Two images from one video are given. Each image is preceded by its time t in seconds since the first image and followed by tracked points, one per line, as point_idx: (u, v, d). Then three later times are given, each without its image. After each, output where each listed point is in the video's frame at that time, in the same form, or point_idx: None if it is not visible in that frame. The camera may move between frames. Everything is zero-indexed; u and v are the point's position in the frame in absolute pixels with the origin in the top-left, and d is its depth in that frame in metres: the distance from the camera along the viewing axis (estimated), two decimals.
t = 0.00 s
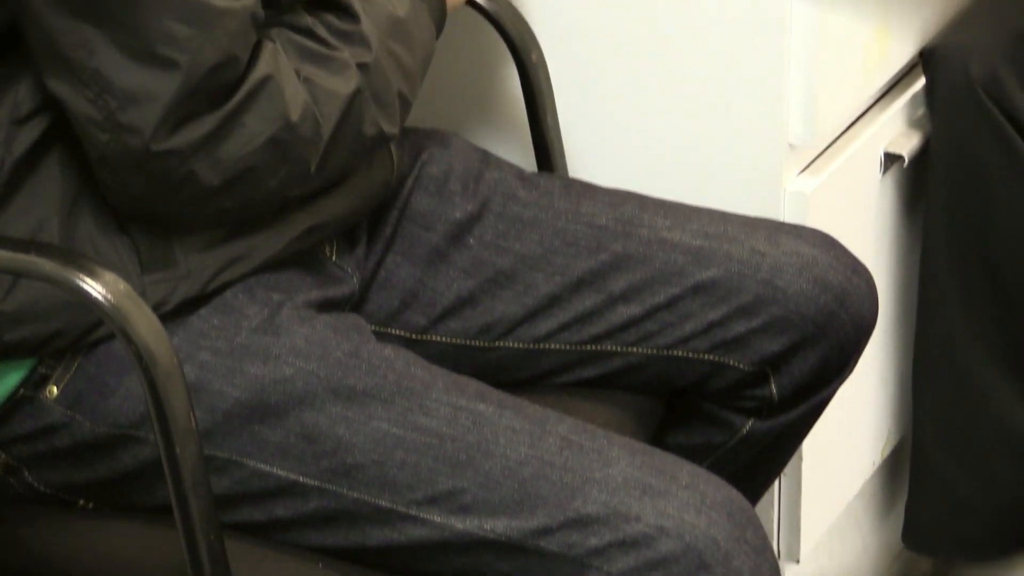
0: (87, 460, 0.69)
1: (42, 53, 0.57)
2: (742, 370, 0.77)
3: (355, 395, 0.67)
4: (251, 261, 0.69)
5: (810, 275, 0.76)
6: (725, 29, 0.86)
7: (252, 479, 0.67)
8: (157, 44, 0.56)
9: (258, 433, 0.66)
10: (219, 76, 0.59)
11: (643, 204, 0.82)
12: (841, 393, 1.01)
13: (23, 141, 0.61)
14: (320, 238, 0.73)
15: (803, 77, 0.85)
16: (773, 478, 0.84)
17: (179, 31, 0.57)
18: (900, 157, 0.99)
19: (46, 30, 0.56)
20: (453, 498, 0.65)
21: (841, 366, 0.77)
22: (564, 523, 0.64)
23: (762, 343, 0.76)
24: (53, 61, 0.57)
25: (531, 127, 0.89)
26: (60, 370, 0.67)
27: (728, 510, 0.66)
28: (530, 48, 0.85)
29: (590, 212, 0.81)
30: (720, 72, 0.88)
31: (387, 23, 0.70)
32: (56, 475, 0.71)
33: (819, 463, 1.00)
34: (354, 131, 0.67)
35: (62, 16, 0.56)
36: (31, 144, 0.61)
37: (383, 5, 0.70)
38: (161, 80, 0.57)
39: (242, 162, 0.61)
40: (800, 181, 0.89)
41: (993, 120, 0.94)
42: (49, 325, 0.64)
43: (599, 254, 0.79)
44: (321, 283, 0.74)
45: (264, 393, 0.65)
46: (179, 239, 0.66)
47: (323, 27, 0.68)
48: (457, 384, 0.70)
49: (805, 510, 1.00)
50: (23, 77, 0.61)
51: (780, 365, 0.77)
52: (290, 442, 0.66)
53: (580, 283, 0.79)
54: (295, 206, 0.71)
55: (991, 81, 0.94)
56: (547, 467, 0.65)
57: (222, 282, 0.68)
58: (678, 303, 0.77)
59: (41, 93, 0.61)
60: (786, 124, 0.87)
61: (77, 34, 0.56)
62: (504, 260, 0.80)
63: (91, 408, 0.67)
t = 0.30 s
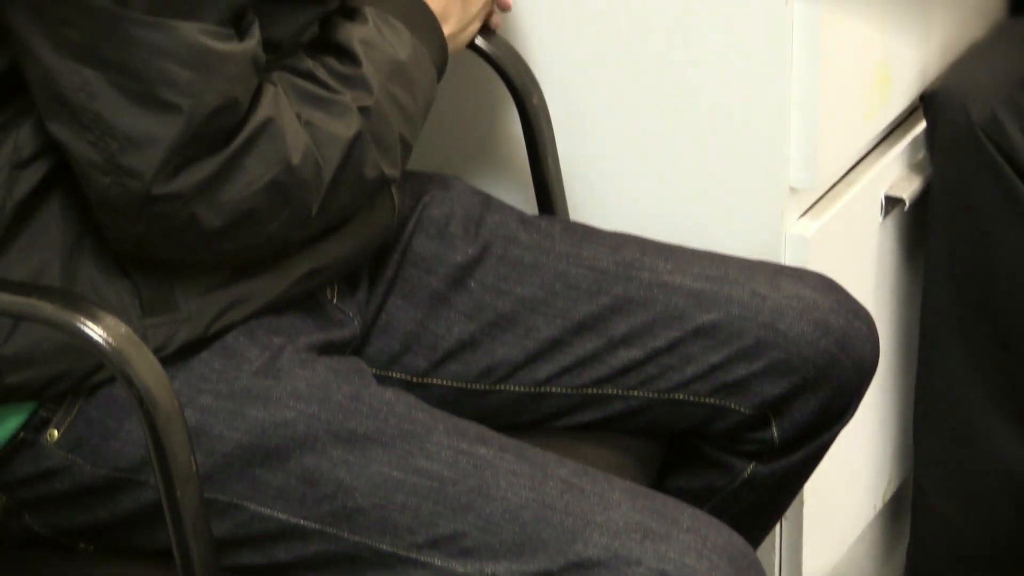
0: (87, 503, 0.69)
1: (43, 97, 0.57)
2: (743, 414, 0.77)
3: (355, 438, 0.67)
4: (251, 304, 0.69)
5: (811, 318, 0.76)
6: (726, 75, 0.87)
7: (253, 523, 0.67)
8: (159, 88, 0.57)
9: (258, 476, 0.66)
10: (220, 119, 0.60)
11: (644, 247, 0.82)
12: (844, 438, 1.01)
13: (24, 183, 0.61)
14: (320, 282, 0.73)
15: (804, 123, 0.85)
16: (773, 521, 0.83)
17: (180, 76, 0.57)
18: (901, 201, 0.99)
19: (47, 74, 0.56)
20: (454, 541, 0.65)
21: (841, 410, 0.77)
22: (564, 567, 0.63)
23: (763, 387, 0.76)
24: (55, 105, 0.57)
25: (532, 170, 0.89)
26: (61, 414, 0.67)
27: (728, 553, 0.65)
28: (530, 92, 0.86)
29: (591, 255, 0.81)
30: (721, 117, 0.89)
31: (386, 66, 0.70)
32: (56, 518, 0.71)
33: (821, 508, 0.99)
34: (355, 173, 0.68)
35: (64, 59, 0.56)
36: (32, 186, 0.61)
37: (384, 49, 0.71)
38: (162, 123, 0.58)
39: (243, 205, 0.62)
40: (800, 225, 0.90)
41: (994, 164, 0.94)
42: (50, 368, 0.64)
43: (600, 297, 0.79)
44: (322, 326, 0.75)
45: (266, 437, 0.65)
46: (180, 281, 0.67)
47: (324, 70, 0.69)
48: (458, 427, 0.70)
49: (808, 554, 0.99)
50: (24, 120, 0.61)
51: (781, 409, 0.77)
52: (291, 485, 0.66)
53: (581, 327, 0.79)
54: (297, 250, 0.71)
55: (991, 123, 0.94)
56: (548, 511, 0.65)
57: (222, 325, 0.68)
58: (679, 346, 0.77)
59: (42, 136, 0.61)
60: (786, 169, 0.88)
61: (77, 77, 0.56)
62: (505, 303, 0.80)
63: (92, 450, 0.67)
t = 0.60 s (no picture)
0: (87, 550, 0.69)
1: (46, 144, 0.58)
2: (745, 460, 0.77)
3: (356, 485, 0.66)
4: (252, 350, 0.70)
5: (812, 364, 0.76)
6: (728, 122, 0.87)
7: (254, 570, 0.66)
8: (160, 134, 0.58)
9: (259, 523, 0.66)
10: (221, 167, 0.60)
11: (645, 293, 0.83)
12: (845, 483, 1.00)
13: (25, 231, 0.62)
14: (321, 328, 0.74)
15: (806, 169, 0.86)
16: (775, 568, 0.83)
17: (182, 122, 0.58)
18: (902, 247, 1.00)
19: (50, 121, 0.57)
20: None
21: (843, 456, 0.77)
22: None
23: (764, 433, 0.76)
24: (57, 152, 0.58)
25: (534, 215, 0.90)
26: (61, 461, 0.67)
27: None
28: (532, 138, 0.86)
29: (592, 301, 0.81)
30: (722, 162, 0.89)
31: (387, 112, 0.71)
32: (57, 564, 0.71)
33: (823, 554, 0.99)
34: (357, 220, 0.68)
35: (67, 106, 0.57)
36: (34, 233, 0.62)
37: (386, 95, 0.72)
38: (164, 170, 0.58)
39: (244, 252, 0.63)
40: (800, 270, 0.91)
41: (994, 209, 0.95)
42: (52, 414, 0.64)
43: (602, 343, 0.79)
44: (323, 372, 0.75)
45: (267, 484, 0.65)
46: (182, 328, 0.67)
47: (326, 117, 0.70)
48: (459, 473, 0.70)
49: None
50: (25, 167, 0.62)
51: (782, 455, 0.77)
52: (292, 532, 0.66)
53: (581, 373, 0.79)
54: (299, 297, 0.72)
55: (993, 170, 0.95)
56: (549, 558, 0.64)
57: (223, 371, 0.68)
58: (680, 392, 0.77)
59: (44, 182, 0.62)
60: (788, 214, 0.88)
61: (79, 124, 0.57)
62: (507, 349, 0.80)
63: (92, 497, 0.67)
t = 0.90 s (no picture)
0: None
1: (49, 202, 0.60)
2: (746, 516, 0.76)
3: (358, 541, 0.66)
4: (253, 408, 0.70)
5: (812, 420, 0.76)
6: (729, 180, 0.88)
7: None
8: (161, 191, 0.59)
9: None
10: (223, 223, 0.61)
11: (646, 350, 0.83)
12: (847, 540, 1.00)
13: (26, 287, 0.63)
14: (322, 384, 0.74)
15: (807, 224, 0.86)
16: None
17: (183, 178, 0.59)
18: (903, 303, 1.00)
19: (54, 179, 0.58)
20: None
21: (844, 512, 0.77)
22: None
23: (765, 489, 0.76)
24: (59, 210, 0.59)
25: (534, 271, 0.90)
26: (62, 517, 0.67)
27: None
28: (534, 195, 0.87)
29: (593, 358, 0.82)
30: (724, 218, 0.90)
31: (389, 170, 0.72)
32: None
33: None
34: (358, 277, 0.69)
35: (69, 164, 0.58)
36: (35, 290, 0.63)
37: (388, 153, 0.73)
38: (166, 226, 0.59)
39: (246, 308, 0.64)
40: (801, 328, 0.91)
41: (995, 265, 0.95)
42: (53, 471, 0.65)
43: (603, 400, 0.80)
44: (323, 430, 0.75)
45: (268, 541, 0.65)
46: (183, 386, 0.68)
47: (327, 174, 0.71)
48: (461, 530, 0.69)
49: None
50: (27, 224, 0.62)
51: (783, 511, 0.77)
52: None
53: (583, 430, 0.79)
54: (301, 354, 0.72)
55: (992, 226, 0.95)
56: None
57: (225, 428, 0.69)
58: (681, 448, 0.77)
59: (46, 240, 0.63)
60: (790, 269, 0.89)
61: (82, 181, 0.58)
62: (508, 406, 0.81)
63: (93, 554, 0.67)
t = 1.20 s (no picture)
0: None
1: (52, 249, 0.60)
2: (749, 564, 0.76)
3: None
4: (254, 456, 0.71)
5: (814, 468, 0.76)
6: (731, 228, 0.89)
7: None
8: (164, 239, 0.60)
9: None
10: (225, 270, 0.62)
11: (650, 398, 0.83)
12: None
13: (29, 334, 0.63)
14: (325, 432, 0.74)
15: (808, 272, 0.87)
16: None
17: (185, 226, 0.60)
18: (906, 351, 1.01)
19: (56, 228, 0.59)
20: None
21: (848, 562, 0.76)
22: None
23: (768, 538, 0.75)
24: (62, 258, 0.60)
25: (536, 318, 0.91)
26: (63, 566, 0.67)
27: None
28: (535, 242, 0.87)
29: (596, 406, 0.82)
30: (726, 265, 0.91)
31: (391, 218, 0.73)
32: None
33: None
34: (360, 324, 0.70)
35: (73, 212, 0.59)
36: (37, 337, 0.63)
37: (390, 201, 0.74)
38: (168, 274, 0.60)
39: (249, 355, 0.64)
40: (805, 374, 0.91)
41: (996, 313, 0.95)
42: (53, 520, 0.65)
43: (605, 448, 0.80)
44: (325, 477, 0.76)
45: None
46: (185, 434, 0.68)
47: (330, 222, 0.72)
48: None
49: None
50: (31, 272, 0.63)
51: (786, 560, 0.76)
52: None
53: (586, 477, 0.79)
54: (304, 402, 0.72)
55: (995, 274, 0.95)
56: None
57: (228, 475, 0.70)
58: (684, 497, 0.77)
59: (50, 287, 0.63)
60: (791, 317, 0.89)
61: (84, 228, 0.59)
62: (511, 454, 0.81)
63: None
